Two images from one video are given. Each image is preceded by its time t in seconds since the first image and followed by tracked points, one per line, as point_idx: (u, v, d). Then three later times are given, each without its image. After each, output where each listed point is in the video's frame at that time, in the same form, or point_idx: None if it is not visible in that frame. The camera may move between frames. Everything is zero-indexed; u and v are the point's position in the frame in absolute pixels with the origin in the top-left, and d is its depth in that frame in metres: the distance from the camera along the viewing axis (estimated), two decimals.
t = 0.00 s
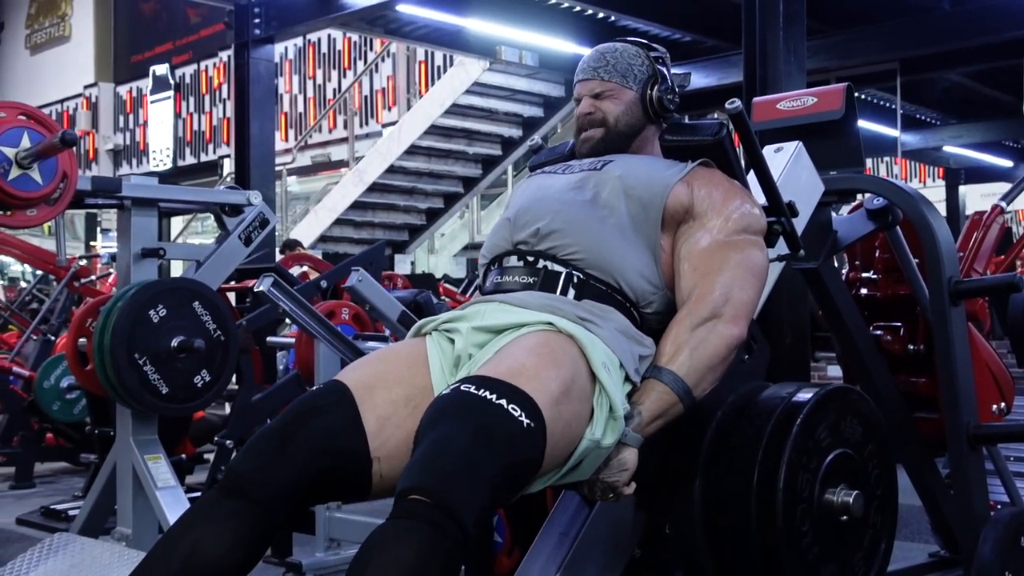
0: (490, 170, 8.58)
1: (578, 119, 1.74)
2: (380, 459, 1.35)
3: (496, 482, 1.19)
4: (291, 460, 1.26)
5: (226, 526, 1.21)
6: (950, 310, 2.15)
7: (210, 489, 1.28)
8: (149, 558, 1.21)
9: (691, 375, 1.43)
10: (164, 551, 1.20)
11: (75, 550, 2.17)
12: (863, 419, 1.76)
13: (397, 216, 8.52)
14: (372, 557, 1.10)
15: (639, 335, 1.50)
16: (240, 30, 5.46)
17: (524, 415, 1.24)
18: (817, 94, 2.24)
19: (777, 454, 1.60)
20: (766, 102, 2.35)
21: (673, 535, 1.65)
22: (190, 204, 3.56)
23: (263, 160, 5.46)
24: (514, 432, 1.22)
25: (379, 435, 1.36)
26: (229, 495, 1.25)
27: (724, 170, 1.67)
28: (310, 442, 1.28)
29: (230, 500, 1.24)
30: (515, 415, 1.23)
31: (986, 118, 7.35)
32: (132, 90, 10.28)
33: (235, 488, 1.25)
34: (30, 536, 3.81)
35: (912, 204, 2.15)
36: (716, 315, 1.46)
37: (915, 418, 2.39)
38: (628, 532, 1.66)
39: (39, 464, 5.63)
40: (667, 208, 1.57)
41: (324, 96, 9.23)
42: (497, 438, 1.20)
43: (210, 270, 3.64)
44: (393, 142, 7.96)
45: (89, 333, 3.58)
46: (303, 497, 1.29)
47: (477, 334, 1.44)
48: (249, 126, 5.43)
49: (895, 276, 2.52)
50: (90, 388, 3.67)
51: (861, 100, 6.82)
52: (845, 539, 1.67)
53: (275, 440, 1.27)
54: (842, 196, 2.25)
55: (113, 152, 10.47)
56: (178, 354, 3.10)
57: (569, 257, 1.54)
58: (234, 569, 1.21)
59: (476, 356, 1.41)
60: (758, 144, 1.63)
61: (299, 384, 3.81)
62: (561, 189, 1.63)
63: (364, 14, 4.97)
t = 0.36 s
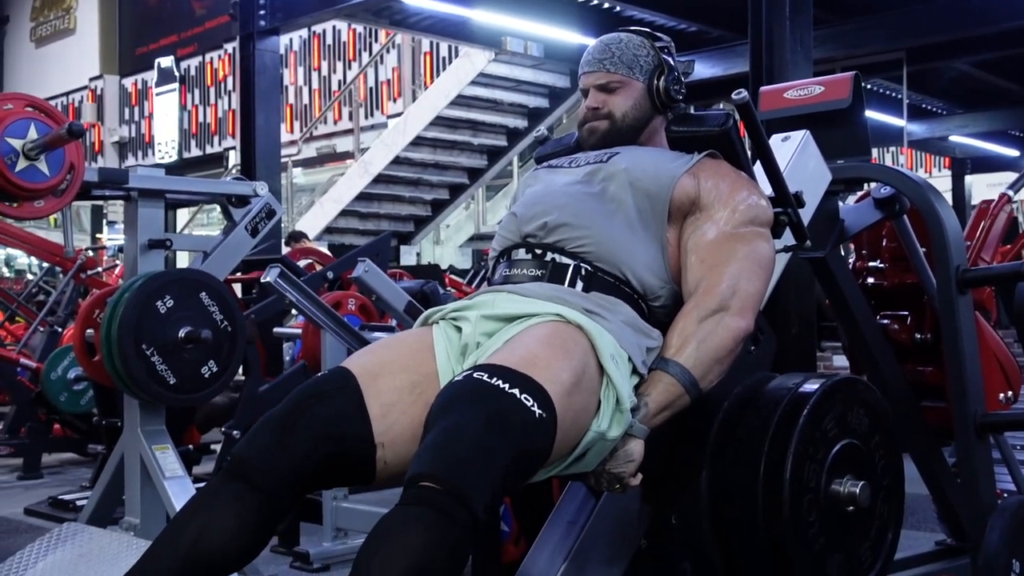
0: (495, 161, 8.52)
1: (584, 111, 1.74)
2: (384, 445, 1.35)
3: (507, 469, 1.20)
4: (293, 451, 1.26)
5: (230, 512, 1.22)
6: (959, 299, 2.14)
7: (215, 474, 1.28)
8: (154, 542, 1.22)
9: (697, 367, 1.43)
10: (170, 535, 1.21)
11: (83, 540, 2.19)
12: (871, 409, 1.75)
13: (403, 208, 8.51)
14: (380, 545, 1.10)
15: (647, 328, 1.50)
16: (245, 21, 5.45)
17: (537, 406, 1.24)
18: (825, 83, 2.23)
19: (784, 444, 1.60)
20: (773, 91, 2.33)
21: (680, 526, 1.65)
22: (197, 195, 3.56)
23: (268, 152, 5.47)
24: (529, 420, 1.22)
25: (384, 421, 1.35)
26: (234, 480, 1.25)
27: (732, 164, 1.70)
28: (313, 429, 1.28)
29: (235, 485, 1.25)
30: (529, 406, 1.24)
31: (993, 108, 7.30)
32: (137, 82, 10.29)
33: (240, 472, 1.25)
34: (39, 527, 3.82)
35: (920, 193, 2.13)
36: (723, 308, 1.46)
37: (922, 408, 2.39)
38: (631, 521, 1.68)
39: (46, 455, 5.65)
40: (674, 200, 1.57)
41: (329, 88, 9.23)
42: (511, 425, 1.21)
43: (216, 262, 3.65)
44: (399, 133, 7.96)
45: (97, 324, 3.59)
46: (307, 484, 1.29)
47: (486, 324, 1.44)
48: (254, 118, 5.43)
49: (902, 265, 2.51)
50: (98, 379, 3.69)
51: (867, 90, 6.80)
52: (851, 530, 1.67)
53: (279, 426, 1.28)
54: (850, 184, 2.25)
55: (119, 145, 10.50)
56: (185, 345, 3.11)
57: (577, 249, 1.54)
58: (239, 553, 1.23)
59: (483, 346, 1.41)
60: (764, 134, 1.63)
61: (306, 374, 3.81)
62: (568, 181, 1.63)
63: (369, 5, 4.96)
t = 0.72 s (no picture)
0: (495, 144, 8.56)
1: (589, 81, 1.73)
2: (387, 429, 1.35)
3: (506, 447, 1.20)
4: (294, 435, 1.26)
5: (232, 496, 1.22)
6: (960, 281, 2.14)
7: (217, 459, 1.29)
8: (157, 528, 1.22)
9: (699, 349, 1.43)
10: (173, 520, 1.22)
11: (85, 523, 2.20)
12: (871, 392, 1.75)
13: (402, 191, 8.51)
14: (382, 527, 1.11)
15: (646, 309, 1.50)
16: (243, 5, 5.43)
17: (534, 383, 1.24)
18: (825, 65, 2.22)
19: (785, 427, 1.60)
20: (774, 73, 2.33)
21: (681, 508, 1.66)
22: (196, 179, 3.55)
23: (268, 136, 5.46)
24: (524, 398, 1.22)
25: (385, 405, 1.35)
26: (236, 465, 1.25)
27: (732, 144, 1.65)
28: (315, 411, 1.28)
29: (237, 470, 1.25)
30: (524, 382, 1.23)
31: (993, 90, 7.32)
32: (135, 67, 10.28)
33: (241, 457, 1.25)
34: (40, 512, 3.83)
35: (921, 174, 2.13)
36: (725, 290, 1.45)
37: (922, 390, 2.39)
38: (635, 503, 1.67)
39: (47, 440, 5.66)
40: (674, 181, 1.57)
41: (328, 72, 9.20)
42: (506, 404, 1.21)
43: (216, 246, 3.63)
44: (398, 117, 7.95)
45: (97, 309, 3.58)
46: (309, 467, 1.29)
47: (485, 307, 1.44)
48: (254, 102, 5.42)
49: (903, 248, 2.51)
50: (99, 364, 3.68)
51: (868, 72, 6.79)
52: (851, 512, 1.67)
53: (280, 408, 1.28)
54: (851, 167, 2.24)
55: (117, 130, 10.51)
56: (186, 329, 3.10)
57: (576, 231, 1.54)
58: (241, 538, 1.23)
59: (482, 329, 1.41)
60: (765, 115, 1.60)
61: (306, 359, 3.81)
62: (568, 162, 1.63)
63: None
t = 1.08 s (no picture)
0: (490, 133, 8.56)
1: (581, 76, 1.72)
2: (382, 418, 1.35)
3: (503, 438, 1.20)
4: (290, 424, 1.26)
5: (229, 484, 1.23)
6: (955, 268, 2.14)
7: (213, 447, 1.29)
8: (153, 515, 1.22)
9: (695, 339, 1.43)
10: (169, 508, 1.22)
11: (82, 513, 2.21)
12: (868, 380, 1.76)
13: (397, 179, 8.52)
14: (377, 519, 1.11)
15: (644, 299, 1.49)
16: None
17: (532, 375, 1.24)
18: (821, 53, 2.22)
19: (781, 416, 1.61)
20: (771, 60, 2.33)
21: (677, 497, 1.66)
22: (191, 168, 3.54)
23: (263, 124, 5.45)
24: (523, 390, 1.22)
25: (380, 394, 1.35)
26: (231, 454, 1.25)
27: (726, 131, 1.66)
28: (311, 400, 1.29)
29: (233, 458, 1.25)
30: (523, 375, 1.23)
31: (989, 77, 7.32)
32: (129, 55, 10.23)
33: (237, 446, 1.25)
34: (37, 502, 3.83)
35: (916, 163, 2.12)
36: (721, 280, 1.45)
37: (918, 376, 2.40)
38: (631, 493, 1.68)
39: (43, 430, 5.65)
40: (670, 171, 1.56)
41: (323, 60, 9.18)
42: (508, 399, 1.20)
43: (211, 235, 3.63)
44: (393, 105, 7.94)
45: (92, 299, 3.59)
46: (305, 455, 1.29)
47: (483, 297, 1.43)
48: (248, 90, 5.41)
49: (899, 236, 2.51)
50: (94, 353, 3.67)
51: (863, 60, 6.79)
52: (847, 500, 1.69)
53: (276, 394, 1.29)
54: (847, 154, 2.23)
55: (112, 118, 10.53)
56: (181, 319, 3.10)
57: (575, 221, 1.53)
58: (236, 527, 1.23)
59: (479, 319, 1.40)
60: (761, 102, 1.60)
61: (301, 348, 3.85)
62: (564, 154, 1.62)
63: None
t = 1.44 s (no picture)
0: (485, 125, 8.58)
1: (595, 48, 1.74)
2: (352, 399, 1.33)
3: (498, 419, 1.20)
4: (260, 399, 1.26)
5: (206, 467, 1.23)
6: (950, 259, 2.14)
7: (189, 425, 1.29)
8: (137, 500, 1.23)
9: (685, 343, 1.41)
10: (151, 495, 1.23)
11: (77, 507, 2.32)
12: (858, 382, 1.75)
13: (392, 172, 8.52)
14: (368, 504, 1.11)
15: (631, 302, 1.50)
16: None
17: (529, 359, 1.24)
18: (816, 45, 2.22)
19: (771, 420, 1.59)
20: (765, 53, 2.32)
21: (667, 498, 1.65)
22: (186, 161, 3.54)
23: (257, 118, 5.44)
24: (522, 373, 1.22)
25: (352, 374, 1.34)
26: (205, 432, 1.26)
27: (717, 132, 1.61)
28: (281, 375, 1.29)
29: (206, 435, 1.26)
30: (521, 357, 1.23)
31: (984, 69, 7.32)
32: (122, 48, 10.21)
33: (211, 423, 1.26)
34: (33, 495, 3.82)
35: (912, 155, 2.12)
36: (711, 282, 1.44)
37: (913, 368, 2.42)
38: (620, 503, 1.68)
39: (38, 424, 5.64)
40: (660, 171, 1.56)
41: (317, 53, 9.16)
42: (507, 380, 1.20)
43: (206, 229, 3.64)
44: (387, 98, 7.94)
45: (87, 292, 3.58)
46: (278, 427, 1.30)
47: (475, 295, 1.40)
48: (242, 83, 5.40)
49: (894, 228, 2.50)
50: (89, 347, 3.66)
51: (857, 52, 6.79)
52: (838, 502, 1.67)
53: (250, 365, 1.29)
54: (842, 146, 2.24)
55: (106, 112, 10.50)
56: (176, 312, 3.10)
57: (559, 223, 1.53)
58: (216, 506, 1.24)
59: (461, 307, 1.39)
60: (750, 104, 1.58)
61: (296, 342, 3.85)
62: (553, 151, 1.62)
63: None
